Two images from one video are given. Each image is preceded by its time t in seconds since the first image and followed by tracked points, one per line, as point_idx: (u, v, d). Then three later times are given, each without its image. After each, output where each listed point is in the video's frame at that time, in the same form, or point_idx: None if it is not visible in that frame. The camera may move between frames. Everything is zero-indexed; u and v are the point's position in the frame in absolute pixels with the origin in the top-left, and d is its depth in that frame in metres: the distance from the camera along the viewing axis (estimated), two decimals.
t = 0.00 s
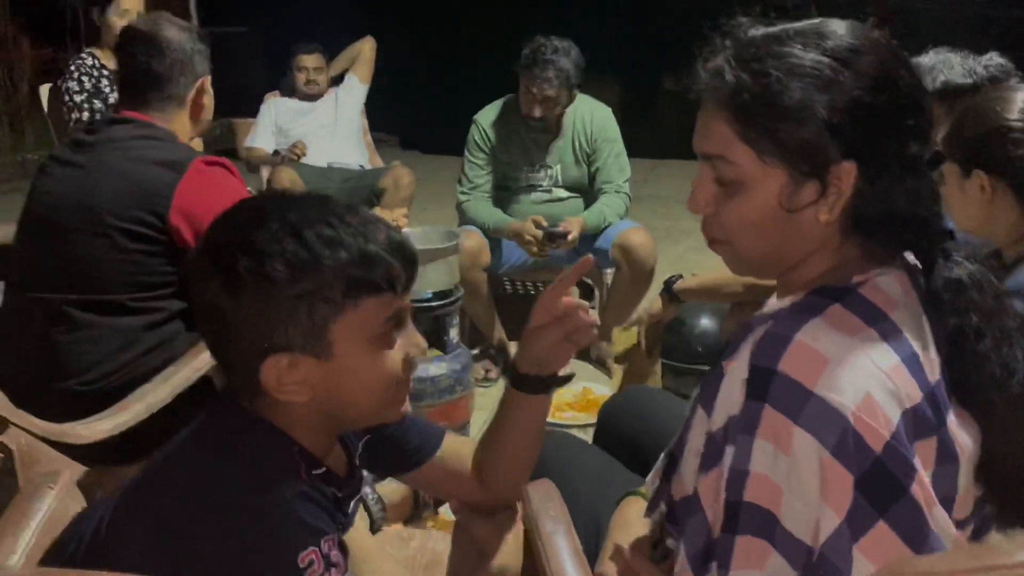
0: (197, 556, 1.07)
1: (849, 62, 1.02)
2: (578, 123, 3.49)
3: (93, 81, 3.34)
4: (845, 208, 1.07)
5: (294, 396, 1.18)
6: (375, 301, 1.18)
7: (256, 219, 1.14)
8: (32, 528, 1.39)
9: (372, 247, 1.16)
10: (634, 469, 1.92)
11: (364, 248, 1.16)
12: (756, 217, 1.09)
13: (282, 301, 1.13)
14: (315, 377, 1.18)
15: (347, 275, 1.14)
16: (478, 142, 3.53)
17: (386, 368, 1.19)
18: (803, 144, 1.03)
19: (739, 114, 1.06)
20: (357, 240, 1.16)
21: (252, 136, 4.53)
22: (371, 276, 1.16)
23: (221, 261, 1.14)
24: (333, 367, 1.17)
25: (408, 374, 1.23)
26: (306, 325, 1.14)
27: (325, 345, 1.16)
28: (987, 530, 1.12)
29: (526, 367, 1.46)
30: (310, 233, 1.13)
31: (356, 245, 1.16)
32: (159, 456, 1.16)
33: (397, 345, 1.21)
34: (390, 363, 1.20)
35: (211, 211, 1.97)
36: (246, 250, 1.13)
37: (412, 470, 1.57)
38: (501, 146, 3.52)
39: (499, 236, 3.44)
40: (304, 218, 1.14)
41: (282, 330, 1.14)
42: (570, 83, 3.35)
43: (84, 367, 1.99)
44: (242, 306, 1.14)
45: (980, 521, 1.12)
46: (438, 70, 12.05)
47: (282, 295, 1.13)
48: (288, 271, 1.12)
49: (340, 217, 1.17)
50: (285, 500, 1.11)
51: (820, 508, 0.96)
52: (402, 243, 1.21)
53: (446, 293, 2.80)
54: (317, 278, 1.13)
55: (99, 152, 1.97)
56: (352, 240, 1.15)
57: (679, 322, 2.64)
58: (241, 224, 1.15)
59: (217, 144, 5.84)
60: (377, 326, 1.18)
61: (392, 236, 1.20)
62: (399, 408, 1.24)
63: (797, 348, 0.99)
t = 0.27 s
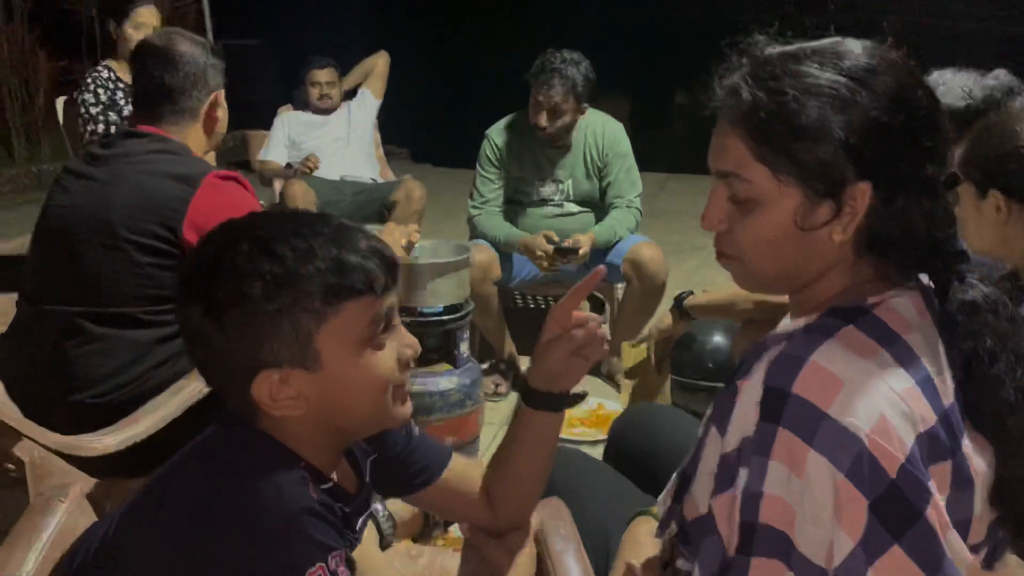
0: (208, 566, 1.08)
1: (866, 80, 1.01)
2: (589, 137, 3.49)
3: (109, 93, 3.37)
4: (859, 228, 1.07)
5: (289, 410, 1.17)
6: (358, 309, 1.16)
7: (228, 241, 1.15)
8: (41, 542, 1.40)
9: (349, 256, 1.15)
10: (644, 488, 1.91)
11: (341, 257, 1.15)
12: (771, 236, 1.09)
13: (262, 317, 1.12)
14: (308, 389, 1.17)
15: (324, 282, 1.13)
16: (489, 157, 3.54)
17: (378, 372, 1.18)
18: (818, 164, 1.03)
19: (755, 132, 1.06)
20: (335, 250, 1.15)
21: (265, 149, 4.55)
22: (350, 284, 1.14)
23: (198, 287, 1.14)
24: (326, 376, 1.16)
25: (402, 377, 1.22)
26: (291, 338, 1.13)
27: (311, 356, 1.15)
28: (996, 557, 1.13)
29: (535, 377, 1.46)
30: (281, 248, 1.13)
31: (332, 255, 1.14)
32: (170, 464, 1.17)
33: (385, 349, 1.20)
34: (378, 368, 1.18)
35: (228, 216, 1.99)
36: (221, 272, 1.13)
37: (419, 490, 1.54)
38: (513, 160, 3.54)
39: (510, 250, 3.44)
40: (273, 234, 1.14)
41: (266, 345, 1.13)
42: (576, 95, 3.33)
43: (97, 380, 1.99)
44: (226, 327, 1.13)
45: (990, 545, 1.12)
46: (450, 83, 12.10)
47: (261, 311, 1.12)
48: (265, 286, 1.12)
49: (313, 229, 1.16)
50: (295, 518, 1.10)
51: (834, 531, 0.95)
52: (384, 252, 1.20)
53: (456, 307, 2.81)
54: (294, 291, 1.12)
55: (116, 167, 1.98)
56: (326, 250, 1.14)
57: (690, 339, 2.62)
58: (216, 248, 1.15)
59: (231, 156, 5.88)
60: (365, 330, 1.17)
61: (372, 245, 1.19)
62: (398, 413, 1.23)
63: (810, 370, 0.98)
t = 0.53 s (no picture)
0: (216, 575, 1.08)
1: (878, 94, 1.01)
2: (602, 149, 3.50)
3: (125, 104, 3.40)
4: (872, 241, 1.06)
5: (288, 416, 1.17)
6: (356, 312, 1.16)
7: (226, 248, 1.16)
8: (56, 548, 1.40)
9: (348, 261, 1.16)
10: (658, 501, 1.90)
11: (338, 261, 1.15)
12: (784, 249, 1.09)
13: (259, 322, 1.13)
14: (307, 394, 1.17)
15: (321, 283, 1.13)
16: (501, 167, 3.56)
17: (376, 375, 1.19)
18: (831, 178, 1.03)
19: (768, 145, 1.06)
20: (331, 254, 1.15)
21: (279, 161, 4.59)
22: (347, 287, 1.15)
23: (195, 294, 1.15)
24: (326, 382, 1.17)
25: (401, 380, 1.22)
26: (289, 343, 1.14)
27: (310, 361, 1.15)
28: None
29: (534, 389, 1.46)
30: (278, 252, 1.14)
31: (328, 259, 1.15)
32: (181, 472, 1.17)
33: (383, 351, 1.20)
34: (378, 370, 1.19)
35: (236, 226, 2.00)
36: (218, 279, 1.13)
37: (421, 500, 1.57)
38: (526, 172, 3.56)
39: (521, 263, 3.45)
40: (269, 239, 1.15)
41: (264, 351, 1.14)
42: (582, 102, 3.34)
43: (112, 388, 2.00)
44: (224, 334, 1.14)
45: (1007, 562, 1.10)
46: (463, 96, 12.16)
47: (258, 316, 1.12)
48: (263, 291, 1.12)
49: (310, 234, 1.17)
50: (306, 530, 1.11)
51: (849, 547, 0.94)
52: (382, 256, 1.21)
53: (468, 318, 2.79)
54: (291, 295, 1.12)
55: (132, 176, 2.00)
56: (324, 254, 1.15)
57: (704, 351, 2.63)
58: (213, 256, 1.16)
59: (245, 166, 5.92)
60: (361, 331, 1.17)
61: (370, 251, 1.20)
62: (398, 416, 1.23)
63: (822, 385, 0.98)
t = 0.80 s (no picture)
0: None
1: (882, 105, 1.00)
2: (611, 157, 3.49)
3: (137, 112, 3.42)
4: (878, 252, 1.05)
5: (300, 426, 1.17)
6: (363, 320, 1.16)
7: (231, 259, 1.15)
8: (64, 554, 1.40)
9: (354, 270, 1.15)
10: (667, 512, 1.89)
11: (344, 270, 1.15)
12: (791, 260, 1.08)
13: (267, 333, 1.12)
14: (319, 406, 1.17)
15: (329, 292, 1.13)
16: (511, 174, 3.56)
17: (387, 386, 1.19)
18: (835, 189, 1.02)
19: (772, 156, 1.06)
20: (337, 263, 1.15)
21: (289, 169, 4.62)
22: (354, 296, 1.14)
23: (203, 307, 1.14)
24: (335, 393, 1.16)
25: (409, 390, 1.23)
26: (298, 354, 1.13)
27: (319, 371, 1.15)
28: None
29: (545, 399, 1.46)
30: (284, 263, 1.13)
31: (334, 268, 1.14)
32: (187, 480, 1.17)
33: (392, 359, 1.20)
34: (388, 378, 1.19)
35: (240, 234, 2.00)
36: (226, 291, 1.13)
37: (428, 509, 1.57)
38: (535, 180, 3.56)
39: (530, 271, 3.44)
40: (275, 249, 1.14)
41: (273, 361, 1.13)
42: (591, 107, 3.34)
43: (122, 395, 2.01)
44: (233, 346, 1.13)
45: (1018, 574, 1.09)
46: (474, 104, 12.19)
47: (267, 326, 1.12)
48: (270, 302, 1.12)
49: (315, 243, 1.16)
50: (314, 540, 1.10)
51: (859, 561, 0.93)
52: (387, 264, 1.21)
53: (477, 326, 2.79)
54: (298, 305, 1.12)
55: (141, 185, 2.01)
56: (330, 263, 1.14)
57: (713, 360, 2.62)
58: (218, 267, 1.15)
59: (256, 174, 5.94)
60: (370, 341, 1.17)
61: (378, 259, 1.20)
62: (406, 426, 1.23)
63: (828, 397, 0.97)
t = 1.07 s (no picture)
0: None
1: (889, 111, 1.00)
2: (617, 162, 3.49)
3: (144, 118, 3.43)
4: (884, 260, 1.05)
5: (314, 433, 1.18)
6: (378, 330, 1.17)
7: (249, 265, 1.14)
8: (70, 561, 1.40)
9: (370, 278, 1.15)
10: (675, 519, 1.89)
11: (360, 279, 1.15)
12: (797, 268, 1.08)
13: (284, 340, 1.12)
14: (332, 413, 1.18)
15: (346, 302, 1.13)
16: (517, 180, 3.57)
17: (398, 393, 1.20)
18: (842, 196, 1.02)
19: (779, 164, 1.05)
20: (354, 272, 1.15)
21: (296, 173, 4.64)
22: (371, 305, 1.15)
23: (220, 311, 1.14)
24: (348, 400, 1.17)
25: (419, 397, 1.24)
26: (314, 362, 1.13)
27: (333, 379, 1.15)
28: None
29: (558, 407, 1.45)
30: (303, 271, 1.13)
31: (352, 276, 1.15)
32: (194, 484, 1.17)
33: (403, 367, 1.21)
34: (400, 388, 1.20)
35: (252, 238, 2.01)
36: (244, 297, 1.13)
37: (430, 515, 1.57)
38: (541, 186, 3.56)
39: (537, 276, 3.43)
40: (293, 257, 1.14)
41: (289, 369, 1.13)
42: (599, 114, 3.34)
43: (128, 400, 2.02)
44: (249, 352, 1.13)
45: None
46: (480, 109, 12.21)
47: (283, 334, 1.12)
48: (288, 310, 1.11)
49: (332, 252, 1.16)
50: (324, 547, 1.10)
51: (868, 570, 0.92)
52: (401, 273, 1.21)
53: (484, 331, 2.78)
54: (315, 314, 1.12)
55: (150, 191, 2.01)
56: (348, 272, 1.15)
57: (719, 366, 2.62)
58: (232, 273, 1.16)
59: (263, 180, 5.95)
60: (384, 350, 1.18)
61: (391, 267, 1.20)
62: (416, 430, 1.25)
63: (837, 404, 0.96)
